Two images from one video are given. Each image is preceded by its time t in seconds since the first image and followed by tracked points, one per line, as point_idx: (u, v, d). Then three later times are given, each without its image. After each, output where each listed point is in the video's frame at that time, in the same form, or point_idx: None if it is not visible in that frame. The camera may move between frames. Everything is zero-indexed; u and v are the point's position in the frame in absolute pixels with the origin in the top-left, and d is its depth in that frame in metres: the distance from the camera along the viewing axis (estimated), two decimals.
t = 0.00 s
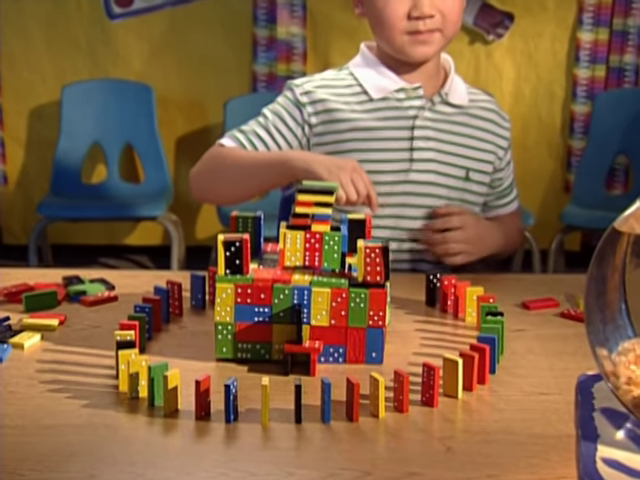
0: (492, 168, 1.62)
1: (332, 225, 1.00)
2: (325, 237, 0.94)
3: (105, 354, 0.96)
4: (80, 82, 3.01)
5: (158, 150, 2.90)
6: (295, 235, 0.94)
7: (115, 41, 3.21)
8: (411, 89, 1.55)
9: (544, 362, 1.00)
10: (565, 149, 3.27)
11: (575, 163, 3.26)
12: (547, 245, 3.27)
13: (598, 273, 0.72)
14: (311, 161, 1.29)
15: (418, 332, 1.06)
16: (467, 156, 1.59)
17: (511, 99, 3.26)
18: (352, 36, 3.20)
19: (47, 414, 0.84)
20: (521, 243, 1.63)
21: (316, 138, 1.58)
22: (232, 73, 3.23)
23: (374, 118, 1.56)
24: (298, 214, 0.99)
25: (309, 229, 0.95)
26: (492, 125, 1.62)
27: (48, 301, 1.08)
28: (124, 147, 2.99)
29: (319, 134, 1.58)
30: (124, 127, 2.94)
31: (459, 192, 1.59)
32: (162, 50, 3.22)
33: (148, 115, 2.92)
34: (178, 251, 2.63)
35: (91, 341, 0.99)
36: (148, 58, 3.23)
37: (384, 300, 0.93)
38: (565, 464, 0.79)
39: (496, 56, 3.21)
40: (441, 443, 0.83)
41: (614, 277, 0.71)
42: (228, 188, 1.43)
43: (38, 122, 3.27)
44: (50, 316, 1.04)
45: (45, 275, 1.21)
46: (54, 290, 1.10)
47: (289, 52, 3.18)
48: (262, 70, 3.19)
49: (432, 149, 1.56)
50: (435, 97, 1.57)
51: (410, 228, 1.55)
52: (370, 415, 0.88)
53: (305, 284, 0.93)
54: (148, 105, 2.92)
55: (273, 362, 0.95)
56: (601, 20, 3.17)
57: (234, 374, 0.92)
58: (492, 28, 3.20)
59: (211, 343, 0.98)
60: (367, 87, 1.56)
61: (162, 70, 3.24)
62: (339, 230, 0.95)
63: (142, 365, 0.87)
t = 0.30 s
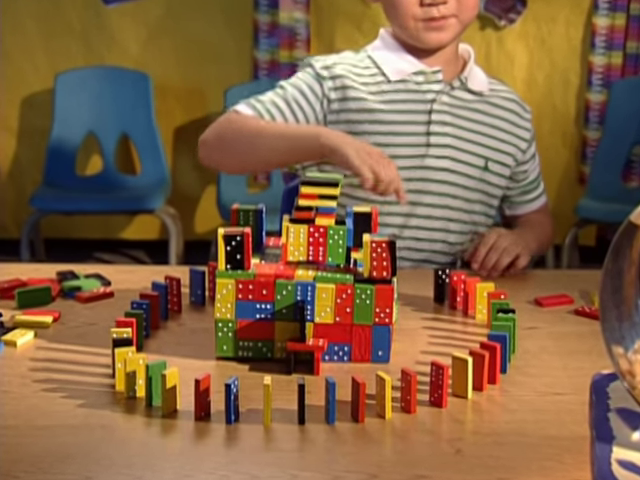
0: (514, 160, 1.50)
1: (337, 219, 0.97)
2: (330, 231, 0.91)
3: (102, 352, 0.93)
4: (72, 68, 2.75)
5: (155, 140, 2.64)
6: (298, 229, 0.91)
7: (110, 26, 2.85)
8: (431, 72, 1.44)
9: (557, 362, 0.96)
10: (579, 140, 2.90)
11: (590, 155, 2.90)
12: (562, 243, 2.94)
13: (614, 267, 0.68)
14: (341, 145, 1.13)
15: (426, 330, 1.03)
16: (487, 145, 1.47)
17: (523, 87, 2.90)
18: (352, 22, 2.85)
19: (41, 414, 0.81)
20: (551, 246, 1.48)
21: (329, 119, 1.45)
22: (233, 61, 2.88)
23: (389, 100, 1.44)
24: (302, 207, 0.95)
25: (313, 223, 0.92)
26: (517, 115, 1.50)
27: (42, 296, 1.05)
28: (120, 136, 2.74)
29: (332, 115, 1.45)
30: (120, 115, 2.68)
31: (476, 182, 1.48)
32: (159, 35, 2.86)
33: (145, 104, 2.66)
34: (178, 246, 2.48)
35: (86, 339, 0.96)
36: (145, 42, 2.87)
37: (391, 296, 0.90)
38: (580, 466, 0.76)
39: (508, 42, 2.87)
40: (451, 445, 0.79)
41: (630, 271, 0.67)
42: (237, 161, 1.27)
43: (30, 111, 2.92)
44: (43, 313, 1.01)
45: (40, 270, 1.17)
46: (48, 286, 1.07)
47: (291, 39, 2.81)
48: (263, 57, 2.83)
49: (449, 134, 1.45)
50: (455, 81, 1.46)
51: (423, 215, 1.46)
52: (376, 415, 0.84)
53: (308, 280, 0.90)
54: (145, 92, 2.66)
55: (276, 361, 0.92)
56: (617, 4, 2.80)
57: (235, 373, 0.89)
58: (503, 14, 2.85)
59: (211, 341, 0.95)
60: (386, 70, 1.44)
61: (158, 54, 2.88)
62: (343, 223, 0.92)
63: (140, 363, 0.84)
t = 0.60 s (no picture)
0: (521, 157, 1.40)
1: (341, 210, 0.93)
2: (333, 224, 0.88)
3: (97, 349, 0.90)
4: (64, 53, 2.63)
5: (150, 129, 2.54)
6: (300, 221, 0.88)
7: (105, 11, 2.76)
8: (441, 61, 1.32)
9: (570, 360, 0.92)
10: (594, 128, 2.80)
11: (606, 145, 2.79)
12: (575, 235, 2.80)
13: (629, 262, 0.64)
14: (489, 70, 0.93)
15: (433, 327, 0.99)
16: (493, 141, 1.38)
17: (535, 73, 2.79)
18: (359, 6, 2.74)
19: (32, 413, 0.78)
20: (554, 239, 1.40)
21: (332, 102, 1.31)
22: (234, 46, 2.78)
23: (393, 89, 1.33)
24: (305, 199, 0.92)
25: (316, 215, 0.89)
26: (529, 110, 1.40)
27: (33, 292, 1.02)
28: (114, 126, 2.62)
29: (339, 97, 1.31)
30: (114, 104, 2.57)
31: (477, 178, 1.39)
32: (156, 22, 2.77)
33: (140, 92, 2.55)
34: (174, 240, 2.40)
35: (80, 336, 0.93)
36: (140, 29, 2.77)
37: (398, 291, 0.87)
38: (594, 468, 0.73)
39: (520, 27, 2.76)
40: (459, 445, 0.76)
41: None
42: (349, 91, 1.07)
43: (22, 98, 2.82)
44: (36, 308, 0.98)
45: (34, 265, 1.14)
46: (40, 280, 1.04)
47: (294, 23, 2.70)
48: (265, 43, 2.73)
49: (453, 129, 1.35)
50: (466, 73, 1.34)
51: (416, 209, 1.37)
52: (381, 415, 0.81)
53: (311, 274, 0.87)
54: (140, 80, 2.55)
55: (277, 358, 0.89)
56: None
57: (236, 371, 0.86)
58: None
59: (211, 337, 0.92)
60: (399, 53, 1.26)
61: (155, 42, 2.79)
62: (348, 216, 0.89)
63: (136, 361, 0.81)
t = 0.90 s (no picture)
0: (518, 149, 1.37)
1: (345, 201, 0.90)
2: (337, 216, 0.85)
3: (91, 346, 0.87)
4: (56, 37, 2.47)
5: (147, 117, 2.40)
6: (303, 213, 0.85)
7: None
8: (446, 67, 1.25)
9: (584, 357, 0.89)
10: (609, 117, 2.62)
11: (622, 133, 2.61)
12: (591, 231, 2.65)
13: None
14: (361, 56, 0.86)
15: (441, 323, 0.96)
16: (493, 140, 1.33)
17: (547, 58, 2.58)
18: None
19: (24, 413, 0.75)
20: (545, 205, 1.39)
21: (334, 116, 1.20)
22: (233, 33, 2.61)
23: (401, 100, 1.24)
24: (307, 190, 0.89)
25: (319, 207, 0.86)
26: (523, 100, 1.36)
27: (25, 286, 0.99)
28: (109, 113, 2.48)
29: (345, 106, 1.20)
30: (108, 91, 2.42)
31: (482, 183, 1.33)
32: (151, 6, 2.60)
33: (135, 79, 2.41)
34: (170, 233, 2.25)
35: (73, 332, 0.90)
36: (136, 12, 2.60)
37: (404, 287, 0.83)
38: (609, 471, 0.70)
39: (531, 10, 2.55)
40: (467, 446, 0.73)
41: None
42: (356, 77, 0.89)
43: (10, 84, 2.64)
44: (28, 304, 0.95)
45: (26, 259, 1.12)
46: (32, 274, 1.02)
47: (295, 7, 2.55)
48: (265, 27, 2.57)
49: (456, 137, 1.29)
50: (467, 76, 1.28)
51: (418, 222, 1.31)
52: (387, 415, 0.78)
53: (314, 268, 0.83)
54: (137, 64, 2.41)
55: (279, 356, 0.86)
56: None
57: (236, 369, 0.83)
58: None
59: (210, 334, 0.89)
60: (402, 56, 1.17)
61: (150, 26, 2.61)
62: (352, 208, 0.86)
63: (132, 359, 0.78)
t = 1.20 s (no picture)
0: (531, 126, 1.37)
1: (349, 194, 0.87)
2: (340, 209, 0.82)
3: (85, 343, 0.84)
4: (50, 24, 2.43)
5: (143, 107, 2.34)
6: (305, 205, 0.82)
7: None
8: (436, 49, 1.27)
9: (597, 355, 0.86)
10: (624, 104, 2.54)
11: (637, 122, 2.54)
12: (604, 224, 2.56)
13: None
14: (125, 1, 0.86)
15: (448, 320, 0.93)
16: (501, 120, 1.34)
17: (560, 45, 2.53)
18: None
19: (14, 412, 0.72)
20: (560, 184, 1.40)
21: (321, 101, 1.27)
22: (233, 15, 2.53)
23: (391, 84, 1.27)
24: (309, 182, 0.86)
25: (321, 199, 0.82)
26: (532, 77, 1.36)
27: (15, 281, 0.97)
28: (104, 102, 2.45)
29: (321, 91, 1.26)
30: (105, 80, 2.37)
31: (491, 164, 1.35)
32: None
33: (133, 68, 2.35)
34: (166, 226, 2.22)
35: (65, 330, 0.87)
36: None
37: (410, 282, 0.81)
38: (625, 473, 0.66)
39: None
40: (476, 448, 0.70)
41: None
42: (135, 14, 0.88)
43: None
44: (18, 299, 0.92)
45: (17, 254, 1.09)
46: (23, 269, 0.99)
47: None
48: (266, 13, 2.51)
49: (458, 122, 1.30)
50: (465, 56, 1.30)
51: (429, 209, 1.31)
52: (392, 415, 0.75)
53: (316, 263, 0.81)
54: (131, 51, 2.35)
55: (279, 354, 0.83)
56: None
57: (235, 367, 0.80)
58: None
59: (209, 331, 0.86)
60: (386, 39, 1.26)
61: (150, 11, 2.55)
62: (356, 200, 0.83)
63: (127, 356, 0.75)
